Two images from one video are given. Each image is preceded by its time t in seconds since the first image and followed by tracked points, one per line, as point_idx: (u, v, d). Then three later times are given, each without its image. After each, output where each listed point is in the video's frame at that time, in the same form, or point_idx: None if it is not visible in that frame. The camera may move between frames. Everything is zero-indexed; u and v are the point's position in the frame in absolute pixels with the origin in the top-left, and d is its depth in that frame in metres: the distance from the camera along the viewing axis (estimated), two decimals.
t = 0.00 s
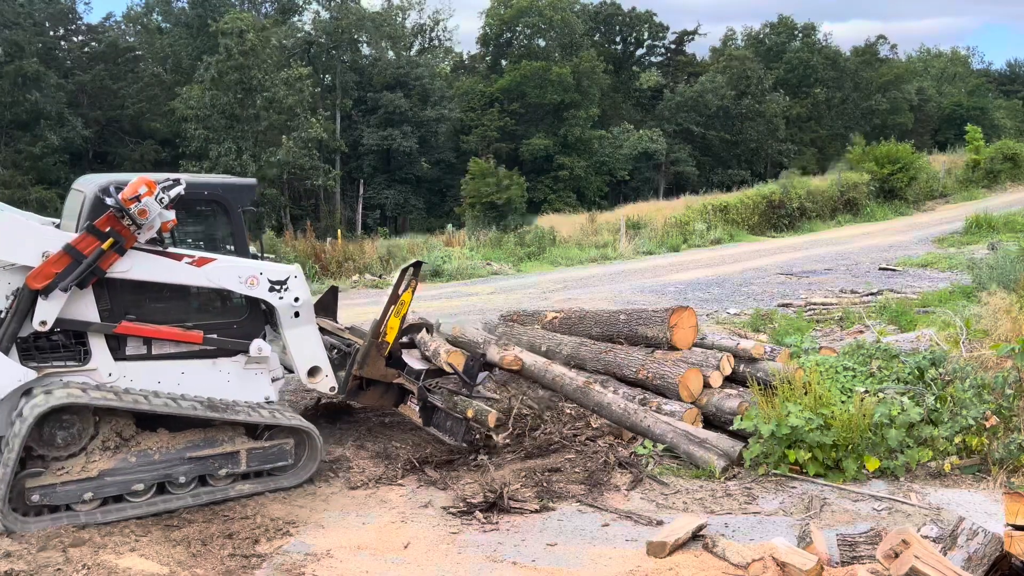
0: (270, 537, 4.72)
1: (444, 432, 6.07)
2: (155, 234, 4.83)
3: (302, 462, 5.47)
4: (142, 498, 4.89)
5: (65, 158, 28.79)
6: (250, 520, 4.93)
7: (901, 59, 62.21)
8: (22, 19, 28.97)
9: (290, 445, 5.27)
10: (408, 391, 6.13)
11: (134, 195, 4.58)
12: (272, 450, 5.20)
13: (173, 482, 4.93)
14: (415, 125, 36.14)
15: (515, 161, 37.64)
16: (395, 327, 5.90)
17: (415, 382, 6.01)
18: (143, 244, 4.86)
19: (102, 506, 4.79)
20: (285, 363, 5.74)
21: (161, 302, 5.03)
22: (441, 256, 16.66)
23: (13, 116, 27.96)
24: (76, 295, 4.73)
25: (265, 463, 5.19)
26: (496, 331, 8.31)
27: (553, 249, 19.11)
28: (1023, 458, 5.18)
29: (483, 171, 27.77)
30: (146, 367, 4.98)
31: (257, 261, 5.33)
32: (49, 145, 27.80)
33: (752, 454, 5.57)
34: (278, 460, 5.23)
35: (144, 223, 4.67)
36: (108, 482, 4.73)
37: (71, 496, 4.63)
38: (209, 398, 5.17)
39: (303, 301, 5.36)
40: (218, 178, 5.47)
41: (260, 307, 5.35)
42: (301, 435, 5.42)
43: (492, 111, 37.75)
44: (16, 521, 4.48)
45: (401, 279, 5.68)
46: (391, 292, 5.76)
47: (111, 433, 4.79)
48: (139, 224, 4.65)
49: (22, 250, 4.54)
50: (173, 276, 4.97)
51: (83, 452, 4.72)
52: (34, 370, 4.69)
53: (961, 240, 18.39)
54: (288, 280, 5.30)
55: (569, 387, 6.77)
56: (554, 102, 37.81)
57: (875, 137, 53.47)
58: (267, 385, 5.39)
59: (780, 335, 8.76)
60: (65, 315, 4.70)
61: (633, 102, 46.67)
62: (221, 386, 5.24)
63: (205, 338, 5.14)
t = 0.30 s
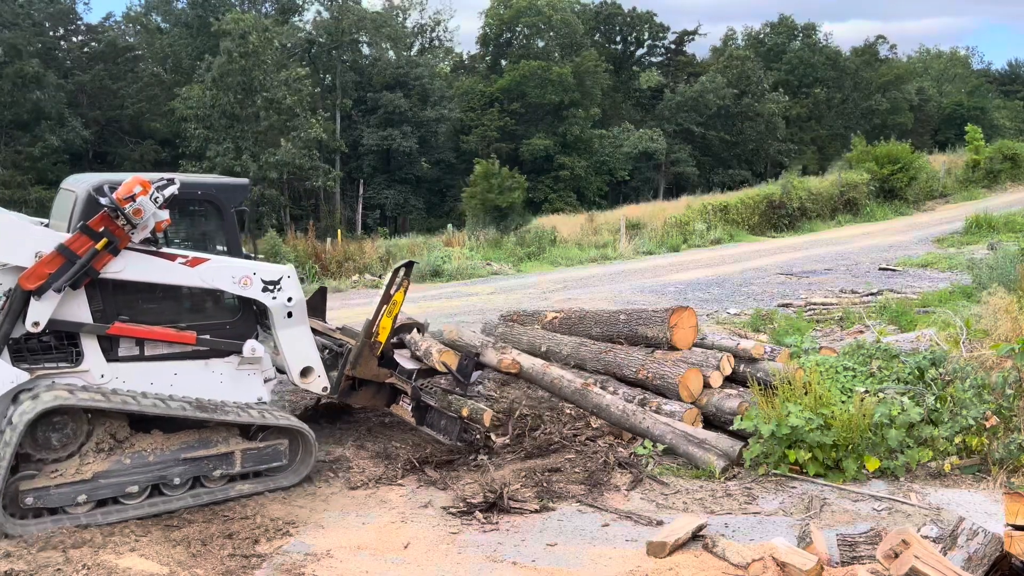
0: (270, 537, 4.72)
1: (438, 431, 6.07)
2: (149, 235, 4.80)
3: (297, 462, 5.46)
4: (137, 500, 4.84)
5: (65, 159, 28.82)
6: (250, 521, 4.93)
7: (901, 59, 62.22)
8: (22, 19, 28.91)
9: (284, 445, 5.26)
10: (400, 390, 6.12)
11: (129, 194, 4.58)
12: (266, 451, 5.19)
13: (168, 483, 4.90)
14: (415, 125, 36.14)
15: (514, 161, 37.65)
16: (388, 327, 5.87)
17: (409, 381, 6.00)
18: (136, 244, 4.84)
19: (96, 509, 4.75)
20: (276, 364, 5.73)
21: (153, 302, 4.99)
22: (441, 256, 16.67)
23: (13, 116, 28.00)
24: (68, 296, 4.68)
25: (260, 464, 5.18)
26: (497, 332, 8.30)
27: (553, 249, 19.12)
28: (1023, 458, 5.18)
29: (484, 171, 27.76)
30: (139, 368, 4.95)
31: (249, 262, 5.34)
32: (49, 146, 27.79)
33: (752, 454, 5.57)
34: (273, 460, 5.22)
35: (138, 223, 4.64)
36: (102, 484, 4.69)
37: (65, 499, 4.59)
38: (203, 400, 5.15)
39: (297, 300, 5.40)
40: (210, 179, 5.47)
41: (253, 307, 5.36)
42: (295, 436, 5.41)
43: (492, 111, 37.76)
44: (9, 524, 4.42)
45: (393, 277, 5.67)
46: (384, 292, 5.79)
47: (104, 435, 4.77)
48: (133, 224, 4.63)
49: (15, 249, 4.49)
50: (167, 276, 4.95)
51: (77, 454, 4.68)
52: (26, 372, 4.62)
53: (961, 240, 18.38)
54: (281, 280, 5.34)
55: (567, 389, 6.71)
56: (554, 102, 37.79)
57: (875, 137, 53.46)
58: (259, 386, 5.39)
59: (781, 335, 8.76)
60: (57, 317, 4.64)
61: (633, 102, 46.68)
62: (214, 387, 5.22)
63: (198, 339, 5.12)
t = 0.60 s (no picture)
0: (270, 537, 4.73)
1: (434, 427, 6.18)
2: (144, 234, 4.79)
3: (291, 462, 5.47)
4: (131, 501, 4.83)
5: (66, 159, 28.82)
6: (250, 521, 4.93)
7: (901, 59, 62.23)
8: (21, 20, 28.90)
9: (278, 447, 5.28)
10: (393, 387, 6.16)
11: (125, 193, 4.58)
12: (260, 453, 5.21)
13: (162, 485, 4.89)
14: (415, 125, 36.14)
15: (514, 161, 37.65)
16: (377, 324, 5.88)
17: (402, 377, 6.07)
18: (131, 244, 4.83)
19: (89, 510, 4.72)
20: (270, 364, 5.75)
21: (146, 303, 4.98)
22: (441, 256, 16.69)
23: (14, 116, 28.03)
24: (62, 297, 4.67)
25: (255, 464, 5.20)
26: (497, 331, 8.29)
27: (553, 249, 19.13)
28: (1023, 457, 5.18)
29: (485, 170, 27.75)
30: (132, 369, 4.93)
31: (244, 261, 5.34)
32: (49, 146, 27.78)
33: (751, 454, 5.58)
34: (267, 461, 5.24)
35: (133, 223, 4.64)
36: (96, 486, 4.66)
37: (58, 501, 4.56)
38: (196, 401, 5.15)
39: (291, 301, 5.38)
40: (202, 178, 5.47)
41: (246, 307, 5.35)
42: (289, 438, 5.42)
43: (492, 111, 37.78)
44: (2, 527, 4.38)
45: (381, 275, 5.74)
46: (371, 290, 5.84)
47: (98, 436, 4.70)
48: (129, 224, 4.62)
49: (9, 250, 4.47)
50: (162, 277, 4.96)
51: (70, 455, 4.62)
52: (17, 373, 4.61)
53: (961, 240, 18.39)
54: (275, 281, 5.31)
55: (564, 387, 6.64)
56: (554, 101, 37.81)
57: (875, 137, 53.46)
58: (252, 387, 5.39)
59: (781, 335, 8.76)
60: (50, 317, 4.63)
61: (633, 102, 46.68)
62: (206, 388, 5.22)
63: (192, 339, 5.12)
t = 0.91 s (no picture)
0: (270, 537, 4.73)
1: (430, 414, 6.20)
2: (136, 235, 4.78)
3: (285, 463, 5.46)
4: (126, 504, 4.80)
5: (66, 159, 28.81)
6: (250, 520, 4.94)
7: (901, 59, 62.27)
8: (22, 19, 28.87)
9: (273, 446, 5.27)
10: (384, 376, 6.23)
11: (117, 194, 4.56)
12: (255, 453, 5.20)
13: (156, 487, 4.86)
14: (415, 125, 36.13)
15: (514, 161, 37.65)
16: (360, 314, 5.85)
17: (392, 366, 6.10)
18: (123, 245, 4.83)
19: (84, 514, 4.68)
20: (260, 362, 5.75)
21: (138, 304, 4.96)
22: (441, 256, 16.69)
23: (14, 116, 28.03)
24: (54, 299, 4.64)
25: (250, 465, 5.19)
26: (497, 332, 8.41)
27: (553, 249, 19.14)
28: (1023, 458, 5.19)
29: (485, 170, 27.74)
30: (124, 371, 4.91)
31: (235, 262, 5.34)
32: (49, 146, 27.76)
33: (752, 454, 5.58)
34: (262, 462, 5.23)
35: (126, 224, 4.63)
36: (91, 490, 4.63)
37: (53, 506, 4.52)
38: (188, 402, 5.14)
39: (282, 301, 5.40)
40: (192, 178, 5.48)
41: (237, 306, 5.35)
42: (283, 438, 5.41)
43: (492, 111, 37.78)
44: None
45: (356, 266, 5.51)
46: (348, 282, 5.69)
47: (92, 439, 4.68)
48: (121, 224, 4.60)
49: None
50: (154, 277, 4.94)
51: (64, 460, 4.59)
52: (8, 377, 4.56)
53: (961, 240, 18.39)
54: (267, 281, 5.33)
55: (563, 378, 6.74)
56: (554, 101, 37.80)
57: (875, 137, 53.49)
58: (245, 387, 5.38)
59: (780, 335, 8.75)
60: (41, 320, 4.59)
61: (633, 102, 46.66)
62: (199, 389, 5.20)
63: (184, 340, 5.10)
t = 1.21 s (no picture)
0: (270, 537, 4.73)
1: (422, 413, 6.24)
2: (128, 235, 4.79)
3: (278, 463, 5.44)
4: (119, 506, 4.77)
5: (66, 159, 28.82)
6: (250, 520, 4.94)
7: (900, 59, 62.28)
8: (23, 19, 28.87)
9: (265, 447, 5.24)
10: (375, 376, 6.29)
11: (109, 194, 4.56)
12: (247, 454, 5.17)
13: (149, 489, 4.83)
14: (415, 125, 36.12)
15: (514, 161, 37.64)
16: (350, 314, 5.93)
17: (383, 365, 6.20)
18: (115, 245, 4.83)
19: (76, 517, 4.63)
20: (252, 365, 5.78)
21: (128, 305, 4.95)
22: (441, 256, 16.70)
23: (14, 116, 28.03)
24: (45, 299, 4.64)
25: (242, 466, 5.16)
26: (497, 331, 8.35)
27: (553, 249, 19.14)
28: None
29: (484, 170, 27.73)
30: (115, 372, 4.89)
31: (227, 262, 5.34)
32: (49, 146, 27.75)
33: (752, 454, 5.58)
34: (254, 463, 5.21)
35: (119, 223, 4.62)
36: (83, 491, 4.58)
37: (45, 508, 4.47)
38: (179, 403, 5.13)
39: (274, 301, 5.39)
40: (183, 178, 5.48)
41: (228, 307, 5.35)
42: (276, 439, 5.39)
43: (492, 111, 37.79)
44: None
45: (345, 268, 5.69)
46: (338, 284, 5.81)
47: (84, 440, 4.64)
48: (113, 224, 4.60)
49: None
50: (146, 277, 4.94)
51: (56, 461, 4.54)
52: None
53: (961, 240, 18.39)
54: (259, 281, 5.33)
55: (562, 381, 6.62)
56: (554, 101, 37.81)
57: (875, 137, 53.50)
58: (236, 388, 5.37)
59: (780, 335, 8.74)
60: (32, 321, 4.59)
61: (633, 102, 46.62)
62: (190, 390, 5.19)
63: (176, 340, 5.10)
